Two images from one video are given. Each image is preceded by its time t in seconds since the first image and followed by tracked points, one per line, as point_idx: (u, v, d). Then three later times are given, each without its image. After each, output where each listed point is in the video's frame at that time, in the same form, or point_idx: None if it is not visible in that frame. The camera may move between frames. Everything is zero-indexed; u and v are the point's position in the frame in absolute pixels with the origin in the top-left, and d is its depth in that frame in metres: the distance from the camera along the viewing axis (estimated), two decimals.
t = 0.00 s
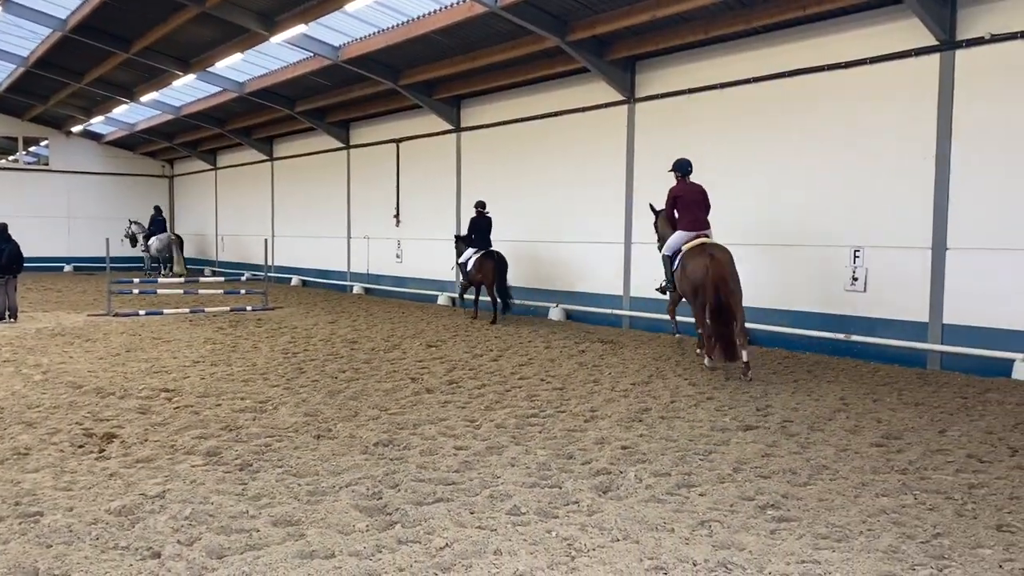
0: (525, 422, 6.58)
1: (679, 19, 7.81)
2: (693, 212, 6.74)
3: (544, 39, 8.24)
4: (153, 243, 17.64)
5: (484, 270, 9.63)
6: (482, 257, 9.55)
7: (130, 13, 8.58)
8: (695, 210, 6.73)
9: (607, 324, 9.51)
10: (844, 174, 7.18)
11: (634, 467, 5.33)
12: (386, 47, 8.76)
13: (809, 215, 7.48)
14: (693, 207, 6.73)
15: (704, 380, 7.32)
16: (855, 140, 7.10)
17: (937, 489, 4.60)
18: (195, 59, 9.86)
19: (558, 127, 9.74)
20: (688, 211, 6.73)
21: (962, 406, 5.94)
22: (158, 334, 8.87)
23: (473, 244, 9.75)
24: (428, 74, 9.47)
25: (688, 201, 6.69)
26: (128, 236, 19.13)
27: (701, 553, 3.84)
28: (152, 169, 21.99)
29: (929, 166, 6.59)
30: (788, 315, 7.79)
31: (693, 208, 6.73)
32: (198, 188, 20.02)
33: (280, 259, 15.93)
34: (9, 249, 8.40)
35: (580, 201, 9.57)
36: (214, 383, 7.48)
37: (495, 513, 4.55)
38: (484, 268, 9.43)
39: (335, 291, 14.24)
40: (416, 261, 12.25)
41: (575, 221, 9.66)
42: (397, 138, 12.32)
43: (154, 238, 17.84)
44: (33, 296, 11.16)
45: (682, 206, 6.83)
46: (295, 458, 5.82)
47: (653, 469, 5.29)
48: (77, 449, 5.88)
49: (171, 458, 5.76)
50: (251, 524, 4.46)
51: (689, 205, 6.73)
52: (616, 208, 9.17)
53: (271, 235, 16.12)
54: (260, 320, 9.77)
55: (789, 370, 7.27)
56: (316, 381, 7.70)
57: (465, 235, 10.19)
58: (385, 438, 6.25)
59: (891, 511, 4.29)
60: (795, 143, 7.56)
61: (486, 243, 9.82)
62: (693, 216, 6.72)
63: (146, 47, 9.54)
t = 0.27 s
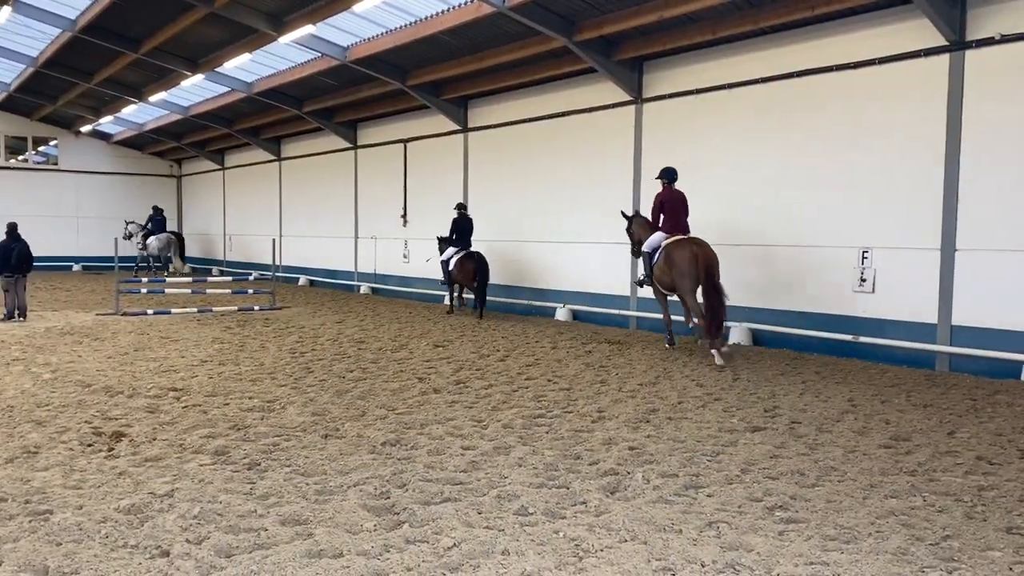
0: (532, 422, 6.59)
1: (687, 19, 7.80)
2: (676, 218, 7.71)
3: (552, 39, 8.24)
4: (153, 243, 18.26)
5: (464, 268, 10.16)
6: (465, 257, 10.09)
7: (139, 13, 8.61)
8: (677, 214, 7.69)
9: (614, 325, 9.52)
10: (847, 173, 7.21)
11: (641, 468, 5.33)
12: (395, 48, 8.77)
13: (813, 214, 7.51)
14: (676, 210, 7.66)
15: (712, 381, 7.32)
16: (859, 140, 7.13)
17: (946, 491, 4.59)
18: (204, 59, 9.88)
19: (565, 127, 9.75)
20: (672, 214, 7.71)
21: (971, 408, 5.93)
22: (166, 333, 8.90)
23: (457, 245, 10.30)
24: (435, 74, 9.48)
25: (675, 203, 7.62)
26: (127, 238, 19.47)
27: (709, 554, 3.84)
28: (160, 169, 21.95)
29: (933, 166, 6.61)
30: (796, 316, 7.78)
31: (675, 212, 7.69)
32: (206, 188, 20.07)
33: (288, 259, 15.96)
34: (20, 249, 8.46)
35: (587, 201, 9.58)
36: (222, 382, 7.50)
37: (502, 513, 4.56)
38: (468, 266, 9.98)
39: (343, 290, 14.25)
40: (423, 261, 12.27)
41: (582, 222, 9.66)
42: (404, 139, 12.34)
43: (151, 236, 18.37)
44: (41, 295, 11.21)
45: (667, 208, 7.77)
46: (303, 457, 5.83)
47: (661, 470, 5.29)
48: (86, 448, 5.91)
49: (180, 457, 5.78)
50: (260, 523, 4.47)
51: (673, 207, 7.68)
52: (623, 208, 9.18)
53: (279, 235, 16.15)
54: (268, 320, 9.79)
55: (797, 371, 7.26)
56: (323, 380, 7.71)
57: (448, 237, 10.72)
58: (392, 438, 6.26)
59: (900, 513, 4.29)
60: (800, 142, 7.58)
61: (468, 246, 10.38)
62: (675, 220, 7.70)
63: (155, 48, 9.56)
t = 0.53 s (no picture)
0: (546, 423, 6.58)
1: (703, 19, 7.78)
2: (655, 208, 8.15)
3: (566, 40, 8.25)
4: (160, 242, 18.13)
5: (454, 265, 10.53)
6: (455, 254, 10.52)
7: (156, 15, 8.67)
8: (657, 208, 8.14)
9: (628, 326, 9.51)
10: (854, 174, 7.25)
11: (656, 470, 5.32)
12: (409, 49, 8.79)
13: (820, 215, 7.55)
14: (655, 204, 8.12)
15: (727, 383, 7.28)
16: (860, 142, 7.20)
17: (963, 494, 4.56)
18: (219, 60, 9.94)
19: (579, 128, 9.75)
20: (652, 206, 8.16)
21: (988, 411, 5.89)
22: (182, 333, 8.95)
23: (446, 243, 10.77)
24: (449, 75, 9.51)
25: (657, 200, 8.06)
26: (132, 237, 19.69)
27: (723, 556, 3.83)
28: (176, 170, 22.13)
29: (940, 168, 6.64)
30: (809, 318, 7.75)
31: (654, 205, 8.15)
32: (220, 189, 20.18)
33: (302, 259, 16.03)
34: (37, 249, 8.49)
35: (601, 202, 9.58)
36: (238, 382, 7.54)
37: (516, 514, 4.56)
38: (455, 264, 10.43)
39: (356, 291, 14.30)
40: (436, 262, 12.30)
41: (596, 223, 9.66)
42: (418, 140, 12.37)
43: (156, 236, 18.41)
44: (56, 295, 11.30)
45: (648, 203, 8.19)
46: (318, 457, 5.85)
47: (676, 471, 5.27)
48: (103, 447, 5.94)
49: (196, 456, 5.81)
50: (275, 523, 4.49)
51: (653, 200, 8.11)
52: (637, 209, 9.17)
53: (293, 236, 16.23)
54: (283, 320, 9.83)
55: (812, 373, 7.23)
56: (338, 380, 7.73)
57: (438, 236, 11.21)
58: (406, 438, 6.27)
59: (917, 517, 4.26)
60: (807, 143, 7.62)
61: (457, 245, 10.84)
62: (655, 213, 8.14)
63: (171, 49, 9.62)
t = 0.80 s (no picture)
0: (565, 425, 6.57)
1: (723, 20, 7.76)
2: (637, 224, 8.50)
3: (586, 42, 8.25)
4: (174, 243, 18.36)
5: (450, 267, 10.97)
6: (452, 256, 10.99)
7: (178, 17, 8.74)
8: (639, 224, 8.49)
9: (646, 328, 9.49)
10: (875, 175, 7.20)
11: (676, 473, 5.29)
12: (428, 51, 8.81)
13: (840, 216, 7.51)
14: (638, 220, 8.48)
15: (747, 385, 7.24)
16: (876, 143, 7.20)
17: (988, 499, 4.52)
18: (240, 63, 10.01)
19: (598, 129, 9.75)
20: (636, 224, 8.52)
21: (1012, 415, 5.82)
22: (203, 333, 9.00)
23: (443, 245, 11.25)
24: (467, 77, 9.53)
25: (641, 213, 8.45)
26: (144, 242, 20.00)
27: (745, 560, 3.80)
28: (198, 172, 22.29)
29: (963, 169, 6.59)
30: (830, 321, 7.70)
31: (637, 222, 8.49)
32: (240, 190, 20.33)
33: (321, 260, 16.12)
34: (60, 249, 8.58)
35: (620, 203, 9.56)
36: (258, 382, 7.57)
37: (535, 516, 4.55)
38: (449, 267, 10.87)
39: (375, 292, 14.36)
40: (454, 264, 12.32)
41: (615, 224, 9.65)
42: (437, 141, 12.40)
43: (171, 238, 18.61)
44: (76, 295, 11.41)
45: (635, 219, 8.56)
46: (337, 456, 5.87)
47: (697, 474, 5.25)
48: (126, 446, 5.98)
49: (217, 455, 5.84)
50: (296, 522, 4.50)
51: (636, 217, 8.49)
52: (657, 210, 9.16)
53: (313, 237, 16.31)
54: (303, 320, 9.88)
55: (833, 376, 7.17)
56: (357, 381, 7.76)
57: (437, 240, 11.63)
58: (426, 439, 6.28)
59: (941, 522, 4.22)
60: (827, 145, 7.58)
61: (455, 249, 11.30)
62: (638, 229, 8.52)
63: (193, 51, 9.70)
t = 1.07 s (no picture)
0: (587, 427, 6.55)
1: (747, 21, 7.72)
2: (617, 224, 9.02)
3: (608, 43, 8.24)
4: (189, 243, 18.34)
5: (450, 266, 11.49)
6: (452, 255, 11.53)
7: (203, 21, 8.83)
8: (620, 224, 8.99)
9: (668, 330, 9.45)
10: (899, 176, 7.15)
11: (701, 476, 5.26)
12: (450, 53, 8.83)
13: (863, 217, 7.45)
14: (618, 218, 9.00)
15: (771, 389, 7.18)
16: (900, 144, 7.15)
17: (1019, 506, 4.45)
18: (263, 66, 10.08)
19: (621, 131, 9.74)
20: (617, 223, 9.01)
21: None
22: (227, 334, 9.06)
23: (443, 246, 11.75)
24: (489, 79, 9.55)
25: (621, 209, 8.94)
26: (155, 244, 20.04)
27: (771, 564, 3.77)
28: (222, 174, 22.47)
29: (990, 171, 6.52)
30: (854, 324, 7.62)
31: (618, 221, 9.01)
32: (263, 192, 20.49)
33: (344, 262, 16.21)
34: (87, 250, 8.66)
35: (643, 205, 9.55)
36: (282, 382, 7.62)
37: (559, 519, 4.53)
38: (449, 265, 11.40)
39: (398, 293, 14.41)
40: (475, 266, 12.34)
41: (638, 226, 9.63)
42: (459, 144, 12.43)
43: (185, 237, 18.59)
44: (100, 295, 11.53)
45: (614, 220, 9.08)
46: (361, 457, 5.88)
47: (721, 478, 5.21)
48: (152, 445, 6.03)
49: (242, 456, 5.87)
50: (320, 522, 4.51)
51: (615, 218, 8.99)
52: (679, 211, 9.13)
53: (335, 238, 16.40)
54: (325, 322, 9.93)
55: (858, 380, 7.10)
56: (380, 382, 7.77)
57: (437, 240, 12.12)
58: (448, 440, 6.28)
59: (971, 528, 4.17)
60: (850, 145, 7.53)
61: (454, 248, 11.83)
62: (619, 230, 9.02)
63: (217, 55, 9.79)
